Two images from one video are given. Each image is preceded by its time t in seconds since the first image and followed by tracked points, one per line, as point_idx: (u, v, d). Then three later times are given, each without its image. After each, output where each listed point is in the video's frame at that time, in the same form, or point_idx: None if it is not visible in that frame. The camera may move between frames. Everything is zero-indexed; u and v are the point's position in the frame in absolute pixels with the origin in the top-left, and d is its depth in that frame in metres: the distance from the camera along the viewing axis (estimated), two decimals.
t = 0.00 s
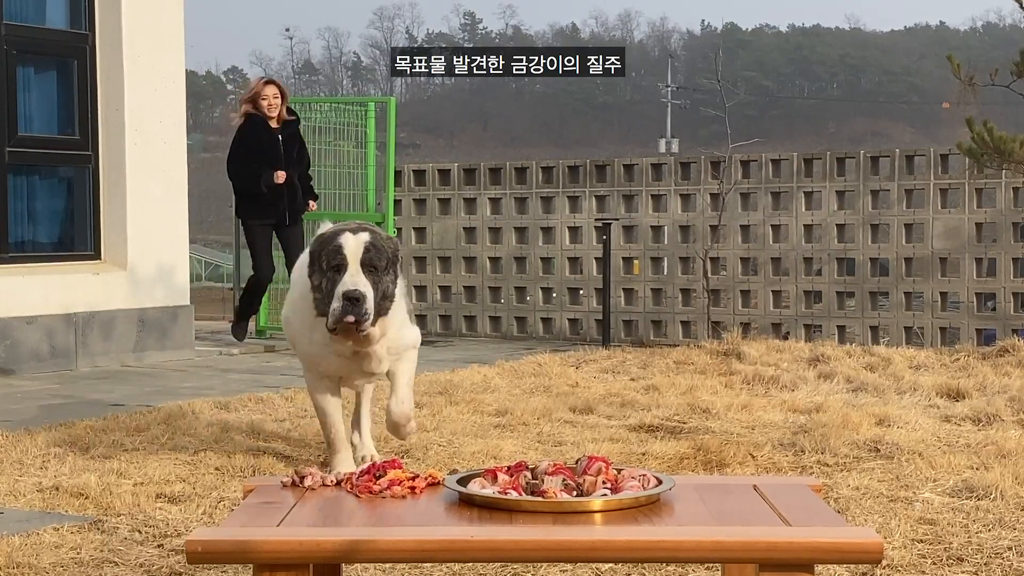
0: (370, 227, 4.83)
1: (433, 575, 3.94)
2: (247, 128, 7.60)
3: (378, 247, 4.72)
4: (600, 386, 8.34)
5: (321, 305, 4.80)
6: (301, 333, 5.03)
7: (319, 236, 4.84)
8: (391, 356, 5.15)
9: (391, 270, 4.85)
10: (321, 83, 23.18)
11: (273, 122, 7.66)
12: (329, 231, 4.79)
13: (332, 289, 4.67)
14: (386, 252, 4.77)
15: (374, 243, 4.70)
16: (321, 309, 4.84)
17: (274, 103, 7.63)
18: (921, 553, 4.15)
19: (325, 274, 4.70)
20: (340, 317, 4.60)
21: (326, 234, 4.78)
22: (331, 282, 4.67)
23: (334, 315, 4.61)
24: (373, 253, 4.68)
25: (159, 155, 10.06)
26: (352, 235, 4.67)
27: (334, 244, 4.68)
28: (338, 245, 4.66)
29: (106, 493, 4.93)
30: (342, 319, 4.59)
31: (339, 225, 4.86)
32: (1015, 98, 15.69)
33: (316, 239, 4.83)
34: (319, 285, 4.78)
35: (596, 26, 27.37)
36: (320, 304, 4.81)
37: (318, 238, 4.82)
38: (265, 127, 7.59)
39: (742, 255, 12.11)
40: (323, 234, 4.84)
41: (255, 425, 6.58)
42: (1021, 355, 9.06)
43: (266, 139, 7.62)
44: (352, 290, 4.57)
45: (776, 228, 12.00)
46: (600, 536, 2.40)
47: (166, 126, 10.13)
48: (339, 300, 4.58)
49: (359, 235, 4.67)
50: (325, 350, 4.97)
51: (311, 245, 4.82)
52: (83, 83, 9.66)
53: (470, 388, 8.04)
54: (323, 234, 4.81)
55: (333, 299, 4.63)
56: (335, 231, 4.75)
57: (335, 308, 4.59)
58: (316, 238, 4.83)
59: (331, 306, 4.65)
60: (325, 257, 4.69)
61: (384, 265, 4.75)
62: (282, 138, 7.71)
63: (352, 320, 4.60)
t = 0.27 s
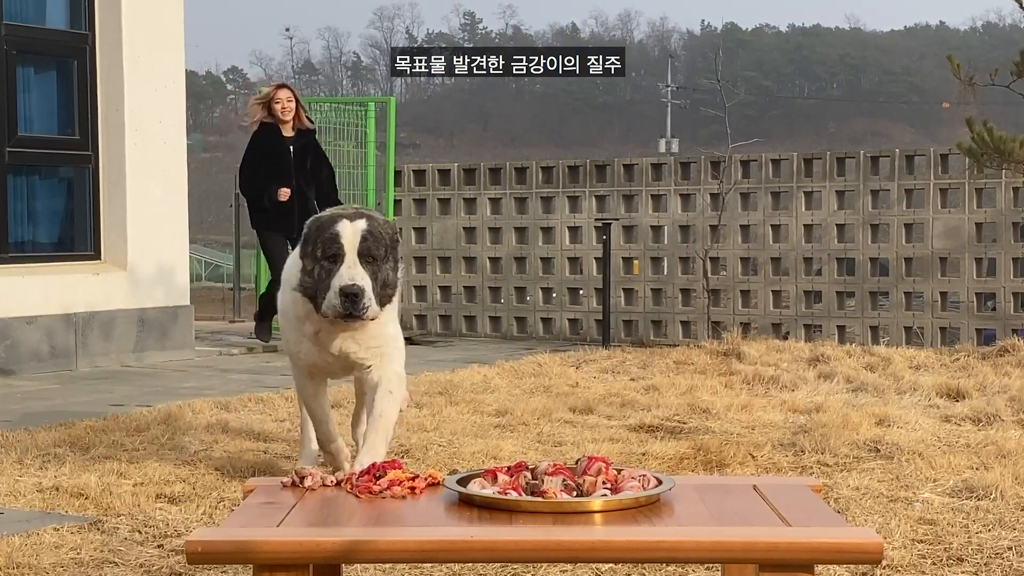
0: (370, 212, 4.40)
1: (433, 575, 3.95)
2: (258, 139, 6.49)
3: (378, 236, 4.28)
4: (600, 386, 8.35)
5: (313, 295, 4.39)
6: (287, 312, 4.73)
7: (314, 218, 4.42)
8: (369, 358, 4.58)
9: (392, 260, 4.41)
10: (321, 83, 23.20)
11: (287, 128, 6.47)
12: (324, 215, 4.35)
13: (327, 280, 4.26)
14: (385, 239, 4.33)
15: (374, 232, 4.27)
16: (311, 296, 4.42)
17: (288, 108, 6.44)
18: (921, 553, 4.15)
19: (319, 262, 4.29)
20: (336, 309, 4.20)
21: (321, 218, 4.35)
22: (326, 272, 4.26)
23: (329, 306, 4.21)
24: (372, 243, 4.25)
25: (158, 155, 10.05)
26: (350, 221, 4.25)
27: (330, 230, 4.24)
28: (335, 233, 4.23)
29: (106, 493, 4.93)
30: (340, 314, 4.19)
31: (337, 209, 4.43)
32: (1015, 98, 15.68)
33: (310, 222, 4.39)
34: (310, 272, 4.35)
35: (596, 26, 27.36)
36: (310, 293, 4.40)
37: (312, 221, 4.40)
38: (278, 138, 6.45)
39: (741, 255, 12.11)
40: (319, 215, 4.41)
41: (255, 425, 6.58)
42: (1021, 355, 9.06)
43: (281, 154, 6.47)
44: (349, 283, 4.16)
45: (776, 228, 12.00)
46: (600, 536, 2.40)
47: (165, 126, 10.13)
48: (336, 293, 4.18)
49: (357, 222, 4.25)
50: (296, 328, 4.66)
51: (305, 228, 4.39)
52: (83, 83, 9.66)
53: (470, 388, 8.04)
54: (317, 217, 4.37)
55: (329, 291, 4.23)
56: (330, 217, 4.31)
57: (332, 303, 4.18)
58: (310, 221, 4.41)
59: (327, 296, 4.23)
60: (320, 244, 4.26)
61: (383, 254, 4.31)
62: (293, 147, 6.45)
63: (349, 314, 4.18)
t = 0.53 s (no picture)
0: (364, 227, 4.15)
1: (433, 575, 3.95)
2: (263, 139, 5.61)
3: (374, 255, 4.03)
4: (600, 386, 8.35)
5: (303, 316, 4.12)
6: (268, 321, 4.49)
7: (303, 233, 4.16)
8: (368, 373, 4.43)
9: (387, 278, 4.17)
10: (321, 83, 23.20)
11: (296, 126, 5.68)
12: (315, 231, 4.10)
13: (319, 303, 3.99)
14: (381, 259, 4.08)
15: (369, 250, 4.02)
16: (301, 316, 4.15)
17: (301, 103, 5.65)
18: (921, 553, 4.15)
19: (309, 280, 4.02)
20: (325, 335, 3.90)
21: (312, 234, 4.09)
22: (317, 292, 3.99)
23: (321, 330, 3.92)
24: (367, 262, 4.00)
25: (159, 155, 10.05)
26: (343, 238, 4.00)
27: (322, 249, 3.98)
28: (328, 251, 3.97)
29: (106, 494, 4.93)
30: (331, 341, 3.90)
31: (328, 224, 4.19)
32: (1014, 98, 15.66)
33: (299, 238, 4.13)
34: (302, 294, 4.08)
35: (596, 26, 27.35)
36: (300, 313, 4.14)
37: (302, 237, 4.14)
38: (286, 137, 5.62)
39: (742, 255, 12.11)
40: (308, 230, 4.15)
41: (255, 426, 6.58)
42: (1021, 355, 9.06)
43: (289, 156, 5.62)
44: (342, 307, 3.89)
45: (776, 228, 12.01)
46: (600, 536, 2.40)
47: (165, 126, 10.12)
48: (327, 318, 3.90)
49: (351, 239, 4.00)
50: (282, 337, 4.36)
51: (294, 244, 4.13)
52: (83, 83, 9.66)
53: (470, 389, 8.04)
54: (307, 234, 4.11)
55: (320, 315, 3.94)
56: (322, 233, 4.06)
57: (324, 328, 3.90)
58: (300, 235, 4.16)
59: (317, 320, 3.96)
60: (311, 263, 4.00)
61: (379, 273, 4.07)
62: (304, 145, 5.66)
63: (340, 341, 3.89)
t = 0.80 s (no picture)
0: (349, 249, 4.22)
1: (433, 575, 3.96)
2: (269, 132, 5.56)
3: (363, 276, 4.09)
4: (600, 386, 8.35)
5: (291, 345, 4.11)
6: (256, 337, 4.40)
7: (290, 256, 4.21)
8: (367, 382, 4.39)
9: (373, 302, 4.24)
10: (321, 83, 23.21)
11: (304, 121, 5.61)
12: (302, 254, 4.14)
13: (307, 327, 4.00)
14: (370, 283, 4.13)
15: (358, 271, 4.08)
16: (287, 345, 4.15)
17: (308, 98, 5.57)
18: (921, 553, 4.15)
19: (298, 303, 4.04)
20: (311, 362, 3.86)
21: (299, 256, 4.14)
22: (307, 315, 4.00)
23: (307, 357, 3.87)
24: (356, 283, 4.05)
25: (158, 155, 10.04)
26: (331, 259, 4.05)
27: (310, 271, 4.02)
28: (317, 271, 4.01)
29: (106, 494, 4.93)
30: (318, 367, 3.85)
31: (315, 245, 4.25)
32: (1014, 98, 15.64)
33: (286, 262, 4.18)
34: (291, 322, 4.09)
35: (596, 26, 27.35)
36: (287, 341, 4.13)
37: (288, 261, 4.19)
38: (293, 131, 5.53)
39: (742, 255, 12.10)
40: (294, 254, 4.20)
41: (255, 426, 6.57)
42: (1021, 355, 9.05)
43: (293, 151, 5.56)
44: (331, 330, 3.89)
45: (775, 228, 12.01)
46: (600, 536, 2.39)
47: (165, 126, 10.12)
48: (315, 344, 3.86)
49: (339, 259, 4.05)
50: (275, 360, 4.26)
51: (281, 268, 4.17)
52: (83, 83, 9.67)
53: (470, 388, 8.04)
54: (294, 257, 4.15)
55: (308, 341, 3.92)
56: (309, 255, 4.11)
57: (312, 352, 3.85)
58: (286, 260, 4.21)
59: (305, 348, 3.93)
60: (299, 286, 4.03)
61: (367, 297, 4.11)
62: (310, 141, 5.58)
63: (325, 369, 3.86)
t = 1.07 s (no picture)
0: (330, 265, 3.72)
1: None
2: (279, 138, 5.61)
3: (347, 300, 3.60)
4: (600, 386, 8.35)
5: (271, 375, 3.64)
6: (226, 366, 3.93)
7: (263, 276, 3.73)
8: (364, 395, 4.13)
9: (360, 326, 3.75)
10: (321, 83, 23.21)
11: (315, 127, 5.67)
12: (277, 276, 3.65)
13: (288, 361, 3.51)
14: (357, 307, 3.65)
15: (342, 295, 3.58)
16: (267, 379, 3.67)
17: (319, 105, 5.61)
18: (921, 553, 4.15)
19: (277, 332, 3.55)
20: (294, 398, 3.35)
21: (273, 278, 3.66)
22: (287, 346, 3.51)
23: (289, 394, 3.36)
24: (341, 308, 3.56)
25: (158, 155, 10.04)
26: (311, 281, 3.56)
27: (288, 297, 3.54)
28: (296, 296, 3.53)
29: (106, 494, 4.93)
30: (302, 405, 3.33)
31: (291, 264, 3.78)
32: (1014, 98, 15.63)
33: (258, 283, 3.69)
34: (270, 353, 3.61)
35: (596, 26, 27.34)
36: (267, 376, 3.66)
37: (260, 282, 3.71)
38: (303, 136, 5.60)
39: (742, 254, 12.10)
40: (268, 274, 3.72)
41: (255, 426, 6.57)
42: (1021, 355, 9.05)
43: (302, 155, 5.62)
44: (314, 363, 3.38)
45: (776, 228, 12.01)
46: (600, 536, 2.39)
47: (165, 126, 10.12)
48: (299, 378, 3.36)
49: (321, 282, 3.56)
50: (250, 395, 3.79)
51: (253, 291, 3.69)
52: (83, 83, 9.67)
53: (469, 389, 8.04)
54: (269, 279, 3.66)
55: (290, 375, 3.42)
56: (284, 277, 3.62)
57: (295, 388, 3.34)
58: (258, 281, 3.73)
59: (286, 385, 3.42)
60: (277, 313, 3.55)
61: (354, 322, 3.63)
62: (322, 147, 5.66)
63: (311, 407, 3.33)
